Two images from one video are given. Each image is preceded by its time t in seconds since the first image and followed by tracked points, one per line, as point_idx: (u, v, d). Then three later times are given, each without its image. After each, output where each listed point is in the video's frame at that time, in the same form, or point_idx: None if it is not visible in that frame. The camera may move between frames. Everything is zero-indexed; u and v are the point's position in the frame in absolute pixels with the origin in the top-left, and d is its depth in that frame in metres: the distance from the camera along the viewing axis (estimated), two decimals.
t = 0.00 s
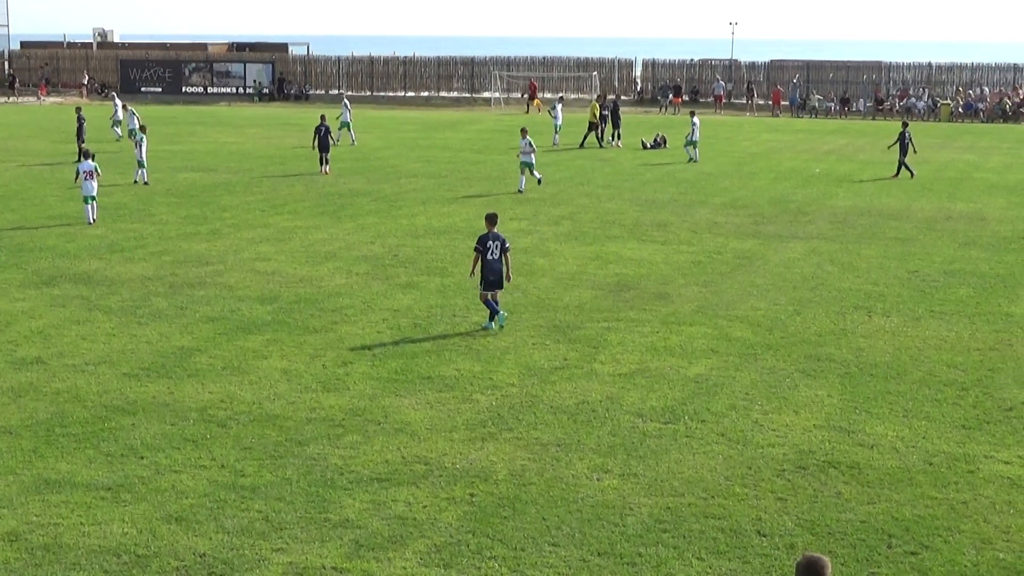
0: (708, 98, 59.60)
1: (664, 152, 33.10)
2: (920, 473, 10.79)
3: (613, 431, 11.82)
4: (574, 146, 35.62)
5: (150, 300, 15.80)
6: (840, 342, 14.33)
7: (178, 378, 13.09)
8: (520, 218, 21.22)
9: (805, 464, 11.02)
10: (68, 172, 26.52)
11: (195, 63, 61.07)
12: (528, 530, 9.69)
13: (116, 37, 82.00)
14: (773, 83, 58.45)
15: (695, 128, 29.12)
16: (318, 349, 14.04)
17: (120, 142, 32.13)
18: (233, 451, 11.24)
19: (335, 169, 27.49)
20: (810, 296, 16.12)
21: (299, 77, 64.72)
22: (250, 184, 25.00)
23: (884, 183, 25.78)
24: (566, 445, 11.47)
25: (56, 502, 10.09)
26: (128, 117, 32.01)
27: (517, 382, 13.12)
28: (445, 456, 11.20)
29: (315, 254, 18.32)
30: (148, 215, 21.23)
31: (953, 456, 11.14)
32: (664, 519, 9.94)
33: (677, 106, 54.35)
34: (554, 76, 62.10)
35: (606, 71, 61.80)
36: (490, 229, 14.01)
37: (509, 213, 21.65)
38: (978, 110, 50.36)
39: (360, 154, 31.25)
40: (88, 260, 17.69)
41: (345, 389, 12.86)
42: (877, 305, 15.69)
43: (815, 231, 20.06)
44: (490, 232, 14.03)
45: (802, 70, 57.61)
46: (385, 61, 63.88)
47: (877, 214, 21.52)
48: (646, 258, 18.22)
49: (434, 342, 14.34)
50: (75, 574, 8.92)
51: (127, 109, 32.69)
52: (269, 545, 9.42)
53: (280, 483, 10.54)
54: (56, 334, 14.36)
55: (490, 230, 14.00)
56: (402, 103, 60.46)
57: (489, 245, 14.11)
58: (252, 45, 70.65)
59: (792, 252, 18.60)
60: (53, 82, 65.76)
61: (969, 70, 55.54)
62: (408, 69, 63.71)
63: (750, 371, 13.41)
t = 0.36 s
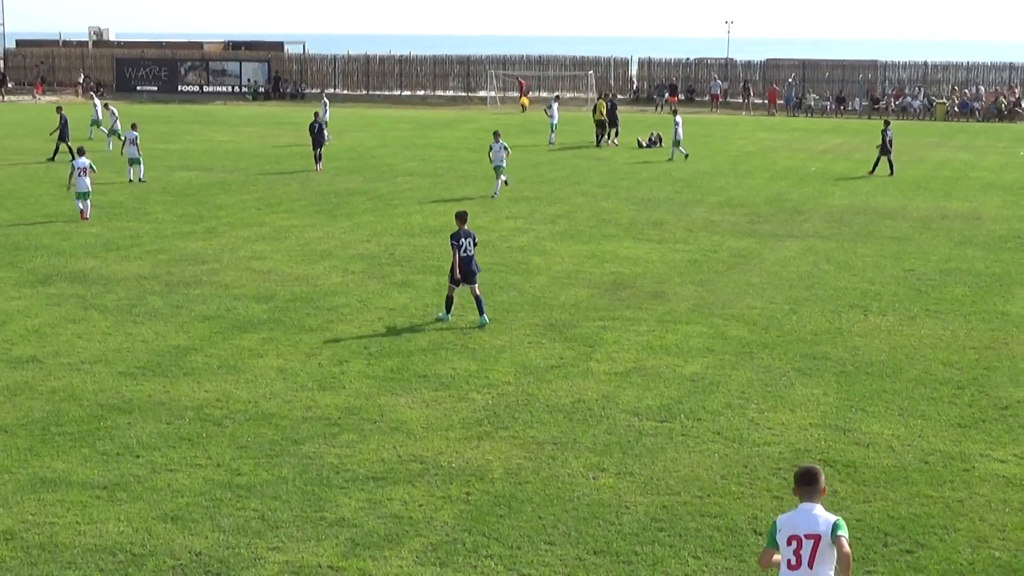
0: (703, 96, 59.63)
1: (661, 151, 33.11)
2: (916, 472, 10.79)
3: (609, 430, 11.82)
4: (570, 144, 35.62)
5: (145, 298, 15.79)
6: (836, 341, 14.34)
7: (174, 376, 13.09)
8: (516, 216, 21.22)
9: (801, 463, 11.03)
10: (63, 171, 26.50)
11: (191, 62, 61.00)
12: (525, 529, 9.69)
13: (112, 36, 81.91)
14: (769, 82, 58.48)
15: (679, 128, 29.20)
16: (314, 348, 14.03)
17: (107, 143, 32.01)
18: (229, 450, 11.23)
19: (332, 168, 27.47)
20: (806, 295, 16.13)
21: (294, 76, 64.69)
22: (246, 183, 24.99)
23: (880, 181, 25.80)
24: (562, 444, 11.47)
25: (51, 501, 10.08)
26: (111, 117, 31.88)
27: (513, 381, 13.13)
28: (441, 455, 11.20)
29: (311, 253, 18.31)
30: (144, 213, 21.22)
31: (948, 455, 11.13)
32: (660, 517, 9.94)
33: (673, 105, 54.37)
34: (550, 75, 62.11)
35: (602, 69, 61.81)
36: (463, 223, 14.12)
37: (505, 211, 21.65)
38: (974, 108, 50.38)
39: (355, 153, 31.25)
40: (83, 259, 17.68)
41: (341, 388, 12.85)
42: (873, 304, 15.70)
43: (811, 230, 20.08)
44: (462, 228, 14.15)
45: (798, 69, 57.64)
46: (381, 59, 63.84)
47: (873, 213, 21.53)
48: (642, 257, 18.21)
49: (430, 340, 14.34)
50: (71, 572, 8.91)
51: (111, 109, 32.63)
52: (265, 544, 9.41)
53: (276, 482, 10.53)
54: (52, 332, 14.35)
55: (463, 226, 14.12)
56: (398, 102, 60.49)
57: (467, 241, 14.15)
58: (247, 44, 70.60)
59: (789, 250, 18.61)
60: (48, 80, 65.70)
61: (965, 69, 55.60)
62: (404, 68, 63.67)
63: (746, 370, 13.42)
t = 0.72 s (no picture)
0: (699, 95, 59.65)
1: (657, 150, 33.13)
2: (910, 470, 10.80)
3: (604, 428, 11.82)
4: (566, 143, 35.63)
5: (141, 297, 15.79)
6: (831, 339, 14.35)
7: (169, 375, 13.08)
8: (512, 215, 21.22)
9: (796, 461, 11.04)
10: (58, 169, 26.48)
11: (186, 60, 60.96)
12: (520, 528, 9.69)
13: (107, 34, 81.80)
14: (765, 81, 58.48)
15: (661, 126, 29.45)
16: (310, 347, 14.03)
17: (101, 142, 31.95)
18: (224, 449, 11.23)
19: (327, 167, 27.48)
20: (801, 293, 16.14)
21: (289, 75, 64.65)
22: (241, 182, 24.98)
23: (876, 180, 25.83)
24: (557, 442, 11.47)
25: (47, 500, 10.07)
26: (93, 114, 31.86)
27: (508, 379, 13.13)
28: (437, 454, 11.20)
29: (306, 252, 18.31)
30: (139, 212, 21.22)
31: (943, 454, 11.14)
32: (655, 516, 9.95)
33: (668, 104, 54.38)
34: (545, 74, 62.11)
35: (597, 68, 61.81)
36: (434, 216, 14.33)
37: (500, 210, 21.65)
38: (969, 107, 50.41)
39: (351, 152, 31.23)
40: (78, 257, 17.66)
41: (337, 387, 12.85)
42: (868, 302, 15.71)
43: (806, 228, 20.09)
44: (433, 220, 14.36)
45: (793, 67, 57.65)
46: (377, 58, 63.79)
47: (868, 211, 21.55)
48: (637, 255, 18.22)
49: (425, 339, 14.35)
50: (66, 571, 8.90)
51: (88, 108, 32.69)
52: (260, 543, 9.41)
53: (271, 481, 10.53)
54: (47, 331, 14.34)
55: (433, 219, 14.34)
56: (393, 101, 60.44)
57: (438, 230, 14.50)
58: (243, 42, 70.50)
59: (784, 249, 18.63)
60: (44, 79, 65.67)
61: (960, 67, 55.66)
62: (399, 66, 63.61)
63: (741, 368, 13.43)
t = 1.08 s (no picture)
0: (691, 94, 59.70)
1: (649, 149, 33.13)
2: (902, 468, 10.82)
3: (597, 427, 11.82)
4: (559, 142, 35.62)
5: (133, 296, 15.76)
6: (823, 338, 14.36)
7: (161, 375, 13.06)
8: (504, 214, 21.23)
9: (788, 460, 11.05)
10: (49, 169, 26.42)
11: (178, 59, 60.89)
12: (513, 527, 9.69)
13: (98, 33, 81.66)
14: (757, 79, 58.52)
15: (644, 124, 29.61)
16: (302, 347, 14.01)
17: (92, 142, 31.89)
18: (217, 448, 11.21)
19: (320, 166, 27.45)
20: (794, 292, 16.16)
21: (281, 74, 64.56)
22: (233, 181, 24.94)
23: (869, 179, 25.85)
24: (550, 441, 11.47)
25: (38, 500, 10.05)
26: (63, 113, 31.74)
27: (501, 378, 13.13)
28: (429, 453, 11.20)
29: (299, 251, 18.30)
30: (131, 211, 21.18)
31: (935, 452, 11.16)
32: (648, 514, 9.96)
33: (661, 103, 54.41)
34: (537, 73, 62.09)
35: (589, 67, 61.84)
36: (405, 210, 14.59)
37: (493, 209, 21.65)
38: (960, 106, 50.49)
39: (343, 151, 31.20)
40: (70, 257, 17.62)
41: (329, 386, 12.84)
42: (860, 301, 15.73)
43: (798, 227, 20.11)
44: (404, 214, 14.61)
45: (785, 66, 57.71)
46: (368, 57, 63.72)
47: (860, 210, 21.58)
48: (629, 254, 18.23)
49: (418, 338, 14.35)
50: (58, 572, 8.89)
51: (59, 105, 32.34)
52: (253, 543, 9.39)
53: (264, 480, 10.52)
54: (39, 331, 14.31)
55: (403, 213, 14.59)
56: (385, 100, 60.41)
57: (407, 224, 14.73)
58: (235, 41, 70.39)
59: (776, 248, 18.65)
60: (35, 78, 65.54)
61: (952, 65, 55.83)
62: (391, 65, 63.54)
63: (733, 367, 13.44)
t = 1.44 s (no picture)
0: (681, 93, 59.77)
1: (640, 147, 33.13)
2: (892, 466, 10.83)
3: (587, 426, 11.82)
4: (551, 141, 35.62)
5: (122, 296, 15.73)
6: (813, 336, 14.38)
7: (151, 375, 13.04)
8: (494, 213, 21.23)
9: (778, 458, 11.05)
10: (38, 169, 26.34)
11: (168, 58, 60.78)
12: (503, 526, 9.69)
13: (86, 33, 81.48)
14: (746, 78, 58.58)
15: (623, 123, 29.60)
16: (292, 346, 14.00)
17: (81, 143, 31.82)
18: (207, 448, 11.19)
19: (310, 165, 27.42)
20: (783, 290, 16.18)
21: (271, 73, 64.45)
22: (222, 180, 24.89)
23: (860, 177, 25.88)
24: (540, 441, 11.46)
25: (27, 500, 10.03)
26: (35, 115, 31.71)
27: (491, 377, 13.13)
28: (420, 452, 11.19)
29: (288, 250, 18.28)
30: (120, 211, 21.14)
31: (924, 450, 11.17)
32: (638, 513, 9.96)
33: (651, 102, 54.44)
34: (526, 72, 62.08)
35: (579, 66, 61.87)
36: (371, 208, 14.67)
37: (482, 208, 21.65)
38: (950, 104, 50.61)
39: (333, 150, 31.16)
40: (59, 256, 17.58)
41: (319, 386, 12.82)
42: (850, 299, 15.75)
43: (788, 225, 20.13)
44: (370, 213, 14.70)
45: (774, 65, 57.79)
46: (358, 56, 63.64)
47: (850, 208, 21.61)
48: (619, 253, 18.23)
49: (408, 337, 14.34)
50: (48, 572, 8.87)
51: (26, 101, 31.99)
52: (243, 542, 9.38)
53: (254, 480, 10.50)
54: (28, 331, 14.28)
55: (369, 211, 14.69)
56: (375, 99, 60.34)
57: (375, 222, 14.70)
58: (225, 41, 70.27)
59: (766, 246, 18.67)
60: (24, 78, 65.39)
61: (940, 64, 56.00)
62: (381, 65, 63.46)
63: (723, 366, 13.45)
